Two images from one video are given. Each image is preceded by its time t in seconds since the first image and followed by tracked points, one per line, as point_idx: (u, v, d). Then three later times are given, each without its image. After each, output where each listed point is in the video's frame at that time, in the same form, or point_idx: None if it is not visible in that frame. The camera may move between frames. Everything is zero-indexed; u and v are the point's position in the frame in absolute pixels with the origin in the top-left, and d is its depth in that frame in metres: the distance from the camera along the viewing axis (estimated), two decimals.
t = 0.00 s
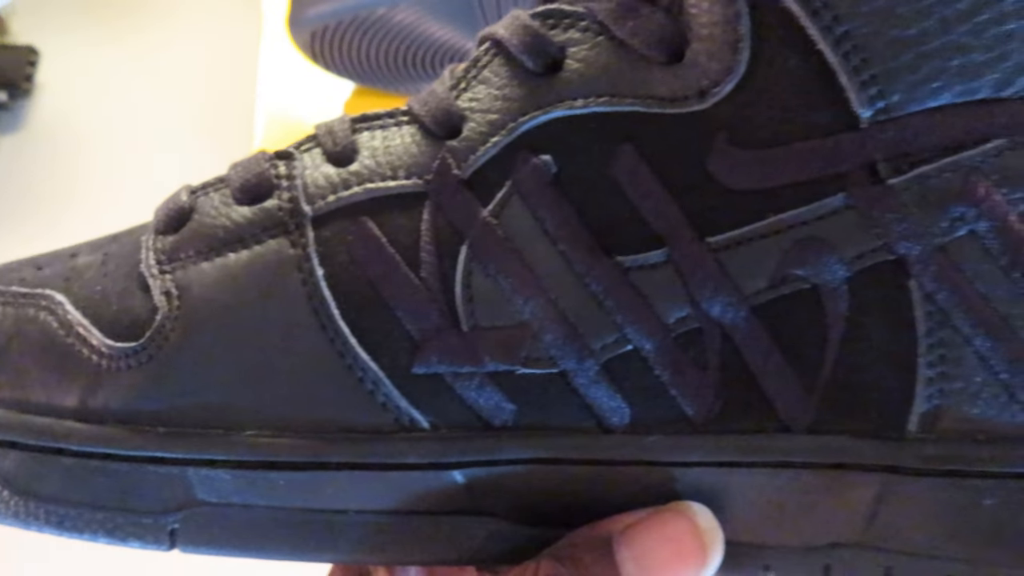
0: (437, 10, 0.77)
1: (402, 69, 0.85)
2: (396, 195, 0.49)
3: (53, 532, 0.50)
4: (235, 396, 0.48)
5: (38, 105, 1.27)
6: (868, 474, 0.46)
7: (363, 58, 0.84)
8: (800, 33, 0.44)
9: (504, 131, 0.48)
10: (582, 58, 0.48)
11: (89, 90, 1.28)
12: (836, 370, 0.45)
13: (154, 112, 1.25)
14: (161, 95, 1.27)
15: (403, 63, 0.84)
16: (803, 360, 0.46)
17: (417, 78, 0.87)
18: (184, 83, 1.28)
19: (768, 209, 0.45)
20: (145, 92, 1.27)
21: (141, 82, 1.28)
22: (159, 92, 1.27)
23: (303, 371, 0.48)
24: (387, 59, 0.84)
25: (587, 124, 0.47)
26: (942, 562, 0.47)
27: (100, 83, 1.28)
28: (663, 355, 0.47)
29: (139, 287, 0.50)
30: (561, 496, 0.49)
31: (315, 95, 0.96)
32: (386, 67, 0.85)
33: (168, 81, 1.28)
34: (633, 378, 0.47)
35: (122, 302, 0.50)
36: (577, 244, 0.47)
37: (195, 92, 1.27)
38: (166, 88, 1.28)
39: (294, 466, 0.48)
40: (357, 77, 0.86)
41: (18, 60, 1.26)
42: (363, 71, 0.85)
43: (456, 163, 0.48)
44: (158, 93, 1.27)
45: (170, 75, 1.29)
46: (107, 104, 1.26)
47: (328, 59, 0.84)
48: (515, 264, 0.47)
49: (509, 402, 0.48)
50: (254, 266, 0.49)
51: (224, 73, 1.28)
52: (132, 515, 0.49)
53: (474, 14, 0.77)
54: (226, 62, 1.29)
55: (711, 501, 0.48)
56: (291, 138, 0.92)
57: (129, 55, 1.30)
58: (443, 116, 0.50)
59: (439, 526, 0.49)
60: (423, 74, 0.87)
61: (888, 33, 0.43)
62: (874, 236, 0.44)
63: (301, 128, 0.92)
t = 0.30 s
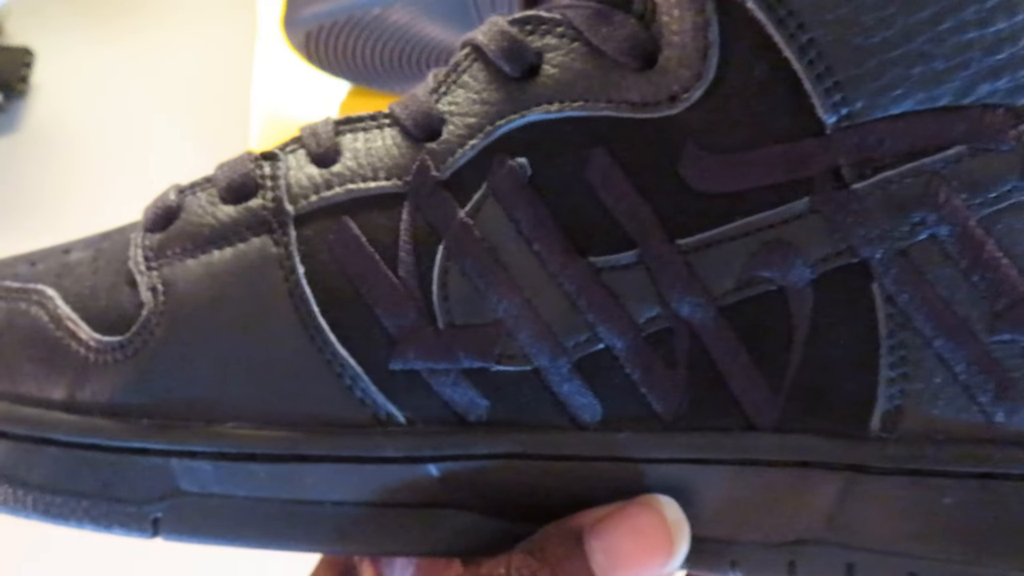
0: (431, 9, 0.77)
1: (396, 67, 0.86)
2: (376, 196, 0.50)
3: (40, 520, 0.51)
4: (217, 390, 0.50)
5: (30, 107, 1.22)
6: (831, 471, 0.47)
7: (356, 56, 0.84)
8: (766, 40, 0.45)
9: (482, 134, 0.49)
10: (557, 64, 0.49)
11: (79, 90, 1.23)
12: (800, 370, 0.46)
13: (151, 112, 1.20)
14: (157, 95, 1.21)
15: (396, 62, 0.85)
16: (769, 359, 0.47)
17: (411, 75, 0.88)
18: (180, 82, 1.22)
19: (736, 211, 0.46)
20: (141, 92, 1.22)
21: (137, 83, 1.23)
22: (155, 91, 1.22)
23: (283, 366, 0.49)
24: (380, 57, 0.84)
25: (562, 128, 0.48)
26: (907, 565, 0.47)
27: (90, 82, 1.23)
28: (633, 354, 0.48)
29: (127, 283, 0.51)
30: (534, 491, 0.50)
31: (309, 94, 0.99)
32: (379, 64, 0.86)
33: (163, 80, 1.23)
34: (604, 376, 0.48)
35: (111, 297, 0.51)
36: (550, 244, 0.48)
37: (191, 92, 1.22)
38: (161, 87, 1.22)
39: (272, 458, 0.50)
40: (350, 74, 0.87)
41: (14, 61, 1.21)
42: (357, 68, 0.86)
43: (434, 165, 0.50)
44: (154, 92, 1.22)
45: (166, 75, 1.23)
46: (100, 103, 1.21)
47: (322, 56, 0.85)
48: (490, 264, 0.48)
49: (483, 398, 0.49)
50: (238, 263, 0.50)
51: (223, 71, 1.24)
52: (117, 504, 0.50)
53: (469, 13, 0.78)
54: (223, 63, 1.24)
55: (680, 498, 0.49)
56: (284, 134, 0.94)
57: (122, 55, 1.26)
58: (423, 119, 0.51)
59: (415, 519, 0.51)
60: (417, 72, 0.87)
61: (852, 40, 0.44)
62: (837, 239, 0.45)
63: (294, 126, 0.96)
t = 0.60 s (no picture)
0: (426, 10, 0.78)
1: (394, 69, 0.87)
2: (364, 196, 0.51)
3: (32, 511, 0.52)
4: (206, 384, 0.51)
5: (29, 109, 1.22)
6: (804, 468, 0.48)
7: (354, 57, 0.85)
8: (744, 47, 0.46)
9: (467, 136, 0.51)
10: (542, 68, 0.50)
11: (81, 91, 1.22)
12: (775, 370, 0.47)
13: (147, 112, 1.18)
14: (155, 96, 1.20)
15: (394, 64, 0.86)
16: (745, 359, 0.48)
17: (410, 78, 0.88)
18: (179, 84, 1.21)
19: (713, 214, 0.47)
20: (139, 93, 1.20)
21: (136, 84, 1.22)
22: (153, 92, 1.20)
23: (271, 361, 0.50)
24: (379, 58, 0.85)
25: (546, 132, 0.49)
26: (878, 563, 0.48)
27: (92, 84, 1.23)
28: (613, 352, 0.49)
29: (120, 280, 0.53)
30: (515, 486, 0.52)
31: (306, 94, 0.99)
32: (378, 66, 0.86)
33: (162, 82, 1.22)
34: (584, 374, 0.49)
35: (105, 294, 0.52)
36: (533, 245, 0.49)
37: (189, 92, 1.20)
38: (160, 89, 1.21)
39: (259, 451, 0.51)
40: (347, 74, 0.88)
41: (10, 60, 1.23)
42: (355, 69, 0.87)
43: (420, 167, 0.51)
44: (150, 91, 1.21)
45: (165, 77, 1.22)
46: (100, 104, 1.20)
47: (319, 56, 0.86)
48: (475, 263, 0.50)
49: (465, 395, 0.50)
50: (228, 261, 0.51)
51: (220, 72, 1.22)
52: (107, 495, 0.51)
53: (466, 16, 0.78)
54: (224, 66, 1.23)
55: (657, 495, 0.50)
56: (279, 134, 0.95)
57: (123, 58, 1.25)
58: (410, 121, 0.52)
59: (399, 513, 0.52)
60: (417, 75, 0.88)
61: (826, 48, 0.45)
62: (811, 242, 0.46)
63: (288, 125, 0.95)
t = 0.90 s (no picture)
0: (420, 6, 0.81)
1: (388, 69, 0.90)
2: (351, 181, 0.53)
3: (18, 466, 0.55)
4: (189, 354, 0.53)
5: (28, 109, 1.22)
6: (762, 463, 0.49)
7: (349, 57, 0.88)
8: (717, 48, 0.47)
9: (453, 130, 0.52)
10: (529, 67, 0.51)
11: (78, 91, 1.23)
12: (735, 363, 0.48)
13: (145, 113, 1.20)
14: (154, 97, 1.21)
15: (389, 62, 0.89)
16: (708, 353, 0.49)
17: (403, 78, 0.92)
18: (176, 84, 1.22)
19: (683, 210, 0.48)
20: (138, 94, 1.21)
21: (134, 85, 1.22)
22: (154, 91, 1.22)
23: (252, 334, 0.53)
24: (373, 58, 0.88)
25: (528, 127, 0.51)
26: (830, 561, 0.48)
27: (87, 83, 1.23)
28: (580, 341, 0.50)
29: (116, 252, 0.55)
30: (481, 473, 0.52)
31: (301, 94, 1.01)
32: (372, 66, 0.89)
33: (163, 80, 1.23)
34: (552, 362, 0.50)
35: (101, 265, 0.55)
36: (508, 235, 0.50)
37: (185, 95, 1.21)
38: (157, 90, 1.22)
39: (235, 421, 0.53)
40: (343, 76, 0.91)
41: (6, 60, 1.23)
42: (350, 70, 0.90)
43: (407, 157, 0.52)
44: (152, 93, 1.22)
45: (164, 77, 1.23)
46: (97, 104, 1.21)
47: (315, 58, 0.89)
48: (451, 251, 0.51)
49: (436, 376, 0.52)
50: (218, 238, 0.54)
51: (189, 74, 1.22)
52: (88, 455, 0.54)
53: (458, 10, 0.82)
54: (219, 69, 1.23)
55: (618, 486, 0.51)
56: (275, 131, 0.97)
57: (121, 59, 1.25)
58: (401, 114, 0.53)
59: (368, 491, 0.53)
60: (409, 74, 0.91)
61: (795, 50, 0.46)
62: (775, 240, 0.47)
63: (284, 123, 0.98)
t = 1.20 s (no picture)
0: (413, 7, 0.82)
1: (380, 69, 0.90)
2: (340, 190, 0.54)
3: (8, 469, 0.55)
4: (178, 358, 0.54)
5: (22, 109, 1.24)
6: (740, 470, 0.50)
7: (341, 56, 0.89)
8: (700, 65, 0.48)
9: (441, 139, 0.53)
10: (517, 78, 0.52)
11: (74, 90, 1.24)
12: (715, 373, 0.50)
13: (138, 115, 1.21)
14: (148, 99, 1.23)
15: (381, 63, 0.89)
16: (688, 361, 0.50)
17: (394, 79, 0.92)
18: (171, 84, 1.23)
19: (664, 222, 0.49)
20: (133, 94, 1.23)
21: (129, 85, 1.24)
22: (147, 92, 1.23)
23: (242, 339, 0.53)
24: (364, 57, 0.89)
25: (516, 137, 0.51)
26: (805, 566, 0.50)
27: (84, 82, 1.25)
28: (564, 349, 0.51)
29: (107, 256, 0.56)
30: (465, 477, 0.53)
31: (297, 94, 1.02)
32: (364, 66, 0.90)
33: (155, 83, 1.23)
34: (536, 369, 0.52)
35: (93, 269, 0.55)
36: (493, 244, 0.51)
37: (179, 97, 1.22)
38: (152, 89, 1.23)
39: (224, 424, 0.54)
40: (334, 75, 0.91)
41: None
42: (341, 69, 0.90)
43: (395, 165, 0.53)
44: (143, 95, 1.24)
45: (158, 76, 1.24)
46: (94, 105, 1.23)
47: (306, 56, 0.90)
48: (439, 258, 0.52)
49: (422, 382, 0.53)
50: (208, 243, 0.54)
51: (186, 73, 1.23)
52: (80, 457, 0.55)
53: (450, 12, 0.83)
54: (212, 68, 1.23)
55: (600, 491, 0.52)
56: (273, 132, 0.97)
57: (116, 56, 1.26)
58: (390, 122, 0.54)
59: (355, 494, 0.54)
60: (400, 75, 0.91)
61: (776, 69, 0.47)
62: (754, 253, 0.48)
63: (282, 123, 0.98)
